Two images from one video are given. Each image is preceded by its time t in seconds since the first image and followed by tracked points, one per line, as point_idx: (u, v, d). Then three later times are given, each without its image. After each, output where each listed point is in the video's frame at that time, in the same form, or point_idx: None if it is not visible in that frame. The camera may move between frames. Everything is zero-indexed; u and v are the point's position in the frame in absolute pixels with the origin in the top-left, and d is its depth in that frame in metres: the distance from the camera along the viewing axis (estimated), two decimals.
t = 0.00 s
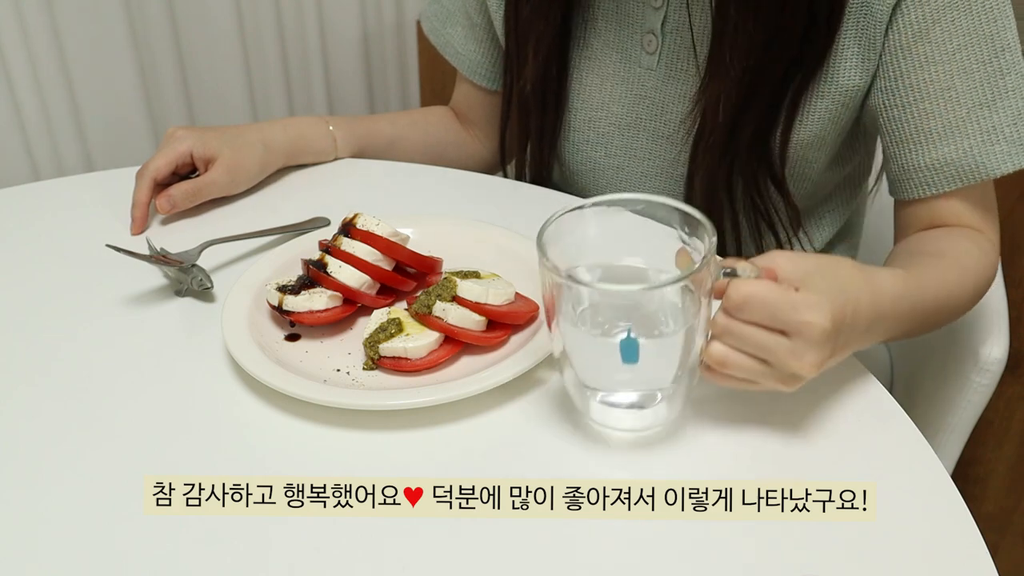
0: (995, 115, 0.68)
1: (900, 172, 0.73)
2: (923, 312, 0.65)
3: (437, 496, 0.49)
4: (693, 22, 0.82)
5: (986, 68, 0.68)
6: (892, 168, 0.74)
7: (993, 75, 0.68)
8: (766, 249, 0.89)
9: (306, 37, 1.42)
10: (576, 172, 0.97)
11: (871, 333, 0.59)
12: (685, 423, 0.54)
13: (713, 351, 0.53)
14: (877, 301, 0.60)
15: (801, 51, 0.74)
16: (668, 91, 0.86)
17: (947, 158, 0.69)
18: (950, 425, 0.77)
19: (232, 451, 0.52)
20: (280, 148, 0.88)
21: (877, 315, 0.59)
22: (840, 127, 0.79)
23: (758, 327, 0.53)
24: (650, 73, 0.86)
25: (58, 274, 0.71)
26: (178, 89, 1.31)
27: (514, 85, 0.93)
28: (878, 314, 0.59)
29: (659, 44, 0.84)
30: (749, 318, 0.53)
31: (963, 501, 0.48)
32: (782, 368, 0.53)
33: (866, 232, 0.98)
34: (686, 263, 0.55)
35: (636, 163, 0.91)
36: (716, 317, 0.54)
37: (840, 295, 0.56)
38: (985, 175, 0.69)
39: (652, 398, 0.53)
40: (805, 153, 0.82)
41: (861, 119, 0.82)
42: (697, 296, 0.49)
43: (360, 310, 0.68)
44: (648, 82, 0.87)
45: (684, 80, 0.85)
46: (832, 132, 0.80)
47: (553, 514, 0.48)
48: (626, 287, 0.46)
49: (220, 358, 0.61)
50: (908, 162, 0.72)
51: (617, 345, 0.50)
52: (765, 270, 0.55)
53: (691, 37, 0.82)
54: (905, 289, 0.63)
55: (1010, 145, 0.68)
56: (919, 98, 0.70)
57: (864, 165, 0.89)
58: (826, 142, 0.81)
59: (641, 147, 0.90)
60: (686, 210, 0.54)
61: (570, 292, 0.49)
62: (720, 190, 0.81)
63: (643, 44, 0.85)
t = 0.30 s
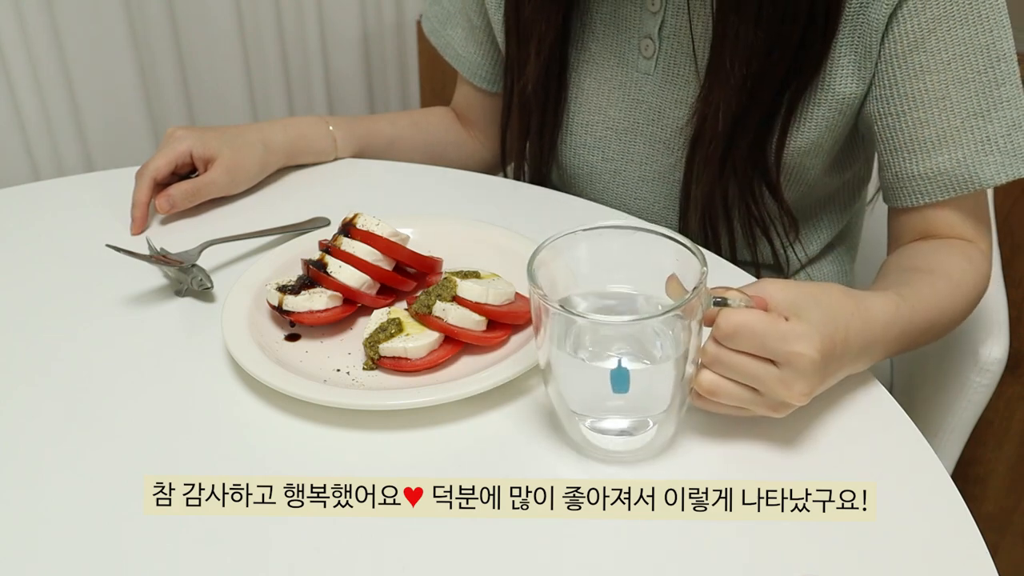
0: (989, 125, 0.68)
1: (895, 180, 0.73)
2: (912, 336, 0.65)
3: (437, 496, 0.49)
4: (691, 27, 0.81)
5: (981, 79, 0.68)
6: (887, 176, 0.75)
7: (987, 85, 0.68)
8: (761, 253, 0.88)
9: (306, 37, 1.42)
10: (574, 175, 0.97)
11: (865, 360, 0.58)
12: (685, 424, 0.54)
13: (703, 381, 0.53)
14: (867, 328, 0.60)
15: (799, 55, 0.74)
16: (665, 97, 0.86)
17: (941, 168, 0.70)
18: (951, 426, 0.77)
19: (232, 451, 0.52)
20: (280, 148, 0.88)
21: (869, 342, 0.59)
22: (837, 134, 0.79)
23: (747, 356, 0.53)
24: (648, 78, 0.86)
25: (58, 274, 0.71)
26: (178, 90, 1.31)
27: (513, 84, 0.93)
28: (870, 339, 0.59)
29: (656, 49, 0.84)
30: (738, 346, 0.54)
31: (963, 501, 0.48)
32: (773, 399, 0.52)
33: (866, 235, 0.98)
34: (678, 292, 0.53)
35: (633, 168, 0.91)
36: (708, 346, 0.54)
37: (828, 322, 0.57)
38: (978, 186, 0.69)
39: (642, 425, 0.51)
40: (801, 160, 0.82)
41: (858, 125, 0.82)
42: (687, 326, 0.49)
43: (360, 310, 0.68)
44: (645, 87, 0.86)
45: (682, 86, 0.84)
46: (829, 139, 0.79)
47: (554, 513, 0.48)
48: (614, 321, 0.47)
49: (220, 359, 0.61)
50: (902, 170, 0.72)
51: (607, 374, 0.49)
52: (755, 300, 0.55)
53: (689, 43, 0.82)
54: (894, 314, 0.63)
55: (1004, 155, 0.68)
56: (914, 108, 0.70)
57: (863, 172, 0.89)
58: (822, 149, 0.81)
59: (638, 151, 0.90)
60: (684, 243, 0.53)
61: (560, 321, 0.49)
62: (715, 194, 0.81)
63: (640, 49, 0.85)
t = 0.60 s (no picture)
0: (994, 124, 0.68)
1: (901, 180, 0.73)
2: (917, 340, 0.65)
3: (437, 495, 0.49)
4: (694, 31, 0.81)
5: (987, 79, 0.68)
6: (892, 177, 0.74)
7: (993, 85, 0.68)
8: (763, 257, 0.88)
9: (306, 38, 1.42)
10: (578, 177, 0.97)
11: (870, 364, 0.59)
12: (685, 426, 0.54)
13: (710, 390, 0.53)
14: (871, 333, 0.60)
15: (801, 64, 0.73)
16: (668, 99, 0.86)
17: (947, 167, 0.70)
18: (951, 426, 0.77)
19: (232, 451, 0.52)
20: (280, 149, 0.88)
21: (873, 347, 0.59)
22: (841, 136, 0.79)
23: (749, 362, 0.53)
24: (650, 81, 0.86)
25: (58, 274, 0.71)
26: (177, 90, 1.31)
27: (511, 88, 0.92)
28: (874, 344, 0.59)
29: (659, 53, 0.84)
30: (742, 351, 0.53)
31: (963, 501, 0.48)
32: (781, 404, 0.52)
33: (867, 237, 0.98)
34: (680, 295, 0.52)
35: (636, 171, 0.91)
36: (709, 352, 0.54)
37: (831, 327, 0.57)
38: (985, 185, 0.69)
39: (641, 429, 0.51)
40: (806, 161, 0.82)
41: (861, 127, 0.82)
42: (693, 329, 0.49)
43: (360, 310, 0.68)
44: (648, 90, 0.86)
45: (685, 89, 0.84)
46: (832, 141, 0.79)
47: (554, 513, 0.48)
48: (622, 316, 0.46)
49: (220, 359, 0.61)
50: (908, 170, 0.72)
51: (611, 373, 0.50)
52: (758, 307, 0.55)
53: (692, 47, 0.82)
54: (899, 317, 0.63)
55: (1010, 155, 0.68)
56: (920, 108, 0.70)
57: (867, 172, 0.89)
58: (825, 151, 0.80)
59: (641, 155, 0.90)
60: (692, 249, 0.52)
61: (566, 317, 0.49)
62: (719, 200, 0.81)
63: (643, 52, 0.85)
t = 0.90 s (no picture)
0: (975, 125, 0.69)
1: (873, 174, 0.75)
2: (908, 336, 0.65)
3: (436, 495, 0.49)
4: (694, 33, 0.81)
5: (971, 81, 0.68)
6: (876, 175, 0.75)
7: (975, 88, 0.69)
8: (760, 259, 0.88)
9: (306, 38, 1.42)
10: (578, 177, 0.97)
11: (872, 361, 0.59)
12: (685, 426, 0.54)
13: (724, 397, 0.52)
14: (869, 331, 0.60)
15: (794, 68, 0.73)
16: (669, 101, 0.86)
17: (921, 164, 0.71)
18: (948, 425, 0.77)
19: (232, 451, 0.52)
20: (280, 150, 0.88)
21: (872, 343, 0.59)
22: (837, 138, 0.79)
23: (763, 361, 0.53)
24: (651, 83, 0.86)
25: (58, 274, 0.71)
26: (177, 89, 1.31)
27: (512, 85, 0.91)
28: (873, 341, 0.59)
29: (659, 55, 0.84)
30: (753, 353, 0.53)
31: (963, 502, 0.48)
32: (799, 393, 0.52)
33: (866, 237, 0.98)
34: (680, 296, 0.52)
35: (637, 172, 0.92)
36: (720, 358, 0.53)
37: (831, 323, 0.57)
38: (954, 184, 0.71)
39: (641, 430, 0.51)
40: (801, 164, 0.82)
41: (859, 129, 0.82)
42: (692, 329, 0.49)
43: (360, 310, 0.68)
44: (648, 92, 0.86)
45: (685, 91, 0.84)
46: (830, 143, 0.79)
47: (555, 513, 0.48)
48: (622, 316, 0.46)
49: (220, 359, 0.61)
50: (881, 164, 0.74)
51: (612, 373, 0.50)
52: (757, 306, 0.55)
53: (691, 49, 0.82)
54: (893, 313, 0.63)
55: (994, 155, 0.69)
56: (901, 106, 0.71)
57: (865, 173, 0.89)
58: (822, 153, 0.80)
59: (643, 156, 0.90)
60: (692, 249, 0.52)
61: (567, 317, 0.49)
62: (714, 203, 0.81)
63: (642, 55, 0.85)
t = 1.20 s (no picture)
0: (972, 123, 0.69)
1: (869, 172, 0.75)
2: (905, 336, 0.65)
3: (437, 495, 0.49)
4: (692, 32, 0.81)
5: (966, 80, 0.68)
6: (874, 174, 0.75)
7: (971, 86, 0.68)
8: (760, 259, 0.88)
9: (306, 38, 1.42)
10: (578, 176, 0.97)
11: (872, 362, 0.59)
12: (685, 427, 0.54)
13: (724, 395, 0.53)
14: (869, 330, 0.60)
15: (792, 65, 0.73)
16: (667, 100, 0.86)
17: (917, 162, 0.71)
18: (946, 425, 0.77)
19: (232, 451, 0.52)
20: (279, 150, 0.88)
21: (870, 343, 0.59)
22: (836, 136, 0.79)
23: (761, 359, 0.54)
24: (649, 82, 0.86)
25: (58, 274, 0.71)
26: (177, 89, 1.31)
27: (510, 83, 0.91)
28: (872, 341, 0.59)
29: (657, 54, 0.84)
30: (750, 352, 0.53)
31: (963, 502, 0.48)
32: (798, 392, 0.53)
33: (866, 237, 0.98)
34: (680, 296, 0.52)
35: (636, 172, 0.92)
36: (719, 358, 0.53)
37: (830, 323, 0.57)
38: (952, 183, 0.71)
39: (641, 430, 0.51)
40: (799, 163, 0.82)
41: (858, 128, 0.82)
42: (692, 328, 0.49)
43: (360, 310, 0.68)
44: (647, 91, 0.86)
45: (683, 90, 0.84)
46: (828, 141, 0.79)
47: (555, 513, 0.48)
48: (621, 316, 0.46)
49: (220, 359, 0.61)
50: (878, 162, 0.74)
51: (614, 373, 0.50)
52: (756, 306, 0.55)
53: (689, 48, 0.82)
54: (891, 313, 0.63)
55: (990, 153, 0.69)
56: (898, 104, 0.71)
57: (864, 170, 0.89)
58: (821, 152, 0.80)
59: (641, 155, 0.90)
60: (692, 249, 0.52)
61: (566, 319, 0.49)
62: (712, 202, 0.81)
63: (640, 54, 0.85)
